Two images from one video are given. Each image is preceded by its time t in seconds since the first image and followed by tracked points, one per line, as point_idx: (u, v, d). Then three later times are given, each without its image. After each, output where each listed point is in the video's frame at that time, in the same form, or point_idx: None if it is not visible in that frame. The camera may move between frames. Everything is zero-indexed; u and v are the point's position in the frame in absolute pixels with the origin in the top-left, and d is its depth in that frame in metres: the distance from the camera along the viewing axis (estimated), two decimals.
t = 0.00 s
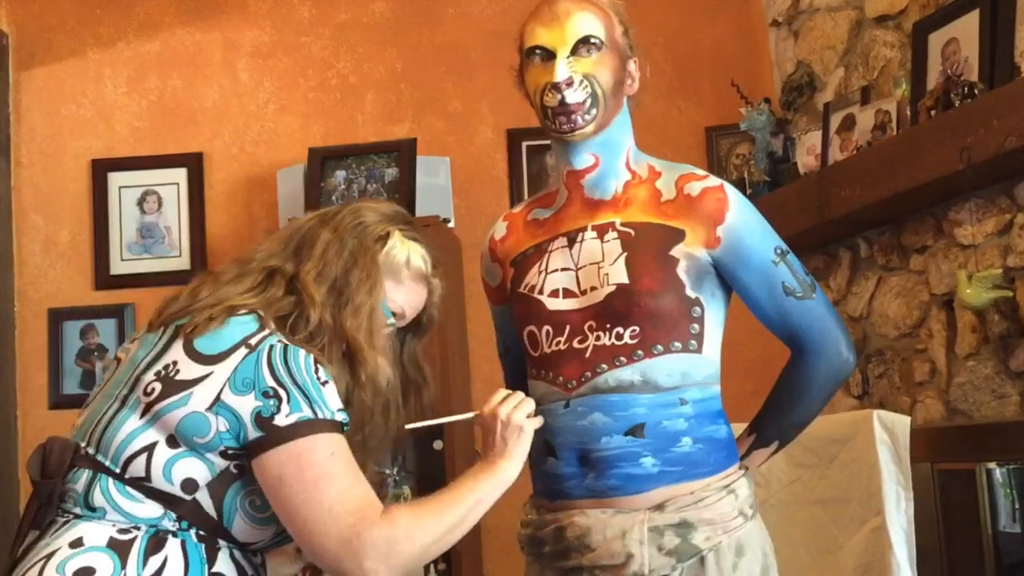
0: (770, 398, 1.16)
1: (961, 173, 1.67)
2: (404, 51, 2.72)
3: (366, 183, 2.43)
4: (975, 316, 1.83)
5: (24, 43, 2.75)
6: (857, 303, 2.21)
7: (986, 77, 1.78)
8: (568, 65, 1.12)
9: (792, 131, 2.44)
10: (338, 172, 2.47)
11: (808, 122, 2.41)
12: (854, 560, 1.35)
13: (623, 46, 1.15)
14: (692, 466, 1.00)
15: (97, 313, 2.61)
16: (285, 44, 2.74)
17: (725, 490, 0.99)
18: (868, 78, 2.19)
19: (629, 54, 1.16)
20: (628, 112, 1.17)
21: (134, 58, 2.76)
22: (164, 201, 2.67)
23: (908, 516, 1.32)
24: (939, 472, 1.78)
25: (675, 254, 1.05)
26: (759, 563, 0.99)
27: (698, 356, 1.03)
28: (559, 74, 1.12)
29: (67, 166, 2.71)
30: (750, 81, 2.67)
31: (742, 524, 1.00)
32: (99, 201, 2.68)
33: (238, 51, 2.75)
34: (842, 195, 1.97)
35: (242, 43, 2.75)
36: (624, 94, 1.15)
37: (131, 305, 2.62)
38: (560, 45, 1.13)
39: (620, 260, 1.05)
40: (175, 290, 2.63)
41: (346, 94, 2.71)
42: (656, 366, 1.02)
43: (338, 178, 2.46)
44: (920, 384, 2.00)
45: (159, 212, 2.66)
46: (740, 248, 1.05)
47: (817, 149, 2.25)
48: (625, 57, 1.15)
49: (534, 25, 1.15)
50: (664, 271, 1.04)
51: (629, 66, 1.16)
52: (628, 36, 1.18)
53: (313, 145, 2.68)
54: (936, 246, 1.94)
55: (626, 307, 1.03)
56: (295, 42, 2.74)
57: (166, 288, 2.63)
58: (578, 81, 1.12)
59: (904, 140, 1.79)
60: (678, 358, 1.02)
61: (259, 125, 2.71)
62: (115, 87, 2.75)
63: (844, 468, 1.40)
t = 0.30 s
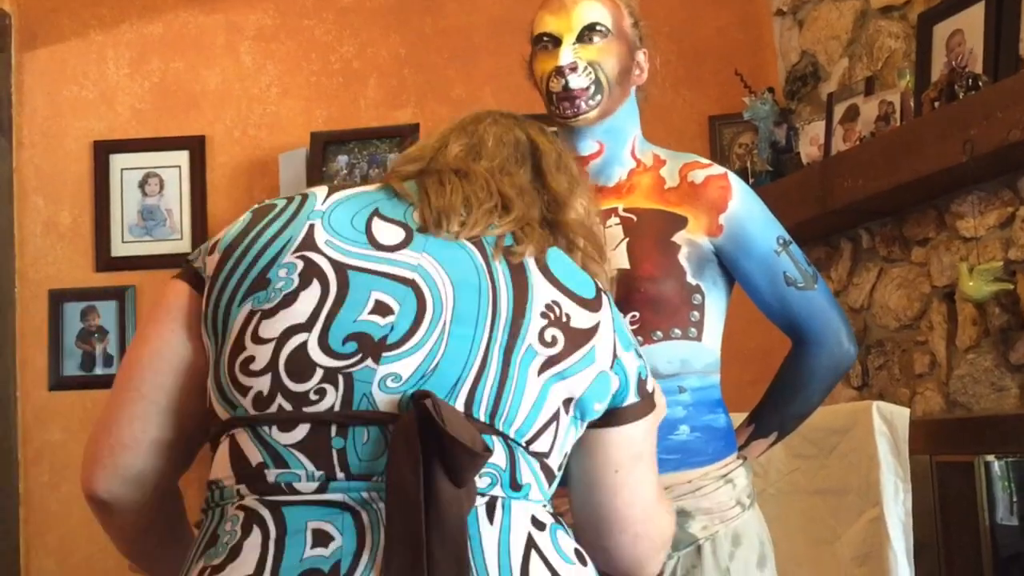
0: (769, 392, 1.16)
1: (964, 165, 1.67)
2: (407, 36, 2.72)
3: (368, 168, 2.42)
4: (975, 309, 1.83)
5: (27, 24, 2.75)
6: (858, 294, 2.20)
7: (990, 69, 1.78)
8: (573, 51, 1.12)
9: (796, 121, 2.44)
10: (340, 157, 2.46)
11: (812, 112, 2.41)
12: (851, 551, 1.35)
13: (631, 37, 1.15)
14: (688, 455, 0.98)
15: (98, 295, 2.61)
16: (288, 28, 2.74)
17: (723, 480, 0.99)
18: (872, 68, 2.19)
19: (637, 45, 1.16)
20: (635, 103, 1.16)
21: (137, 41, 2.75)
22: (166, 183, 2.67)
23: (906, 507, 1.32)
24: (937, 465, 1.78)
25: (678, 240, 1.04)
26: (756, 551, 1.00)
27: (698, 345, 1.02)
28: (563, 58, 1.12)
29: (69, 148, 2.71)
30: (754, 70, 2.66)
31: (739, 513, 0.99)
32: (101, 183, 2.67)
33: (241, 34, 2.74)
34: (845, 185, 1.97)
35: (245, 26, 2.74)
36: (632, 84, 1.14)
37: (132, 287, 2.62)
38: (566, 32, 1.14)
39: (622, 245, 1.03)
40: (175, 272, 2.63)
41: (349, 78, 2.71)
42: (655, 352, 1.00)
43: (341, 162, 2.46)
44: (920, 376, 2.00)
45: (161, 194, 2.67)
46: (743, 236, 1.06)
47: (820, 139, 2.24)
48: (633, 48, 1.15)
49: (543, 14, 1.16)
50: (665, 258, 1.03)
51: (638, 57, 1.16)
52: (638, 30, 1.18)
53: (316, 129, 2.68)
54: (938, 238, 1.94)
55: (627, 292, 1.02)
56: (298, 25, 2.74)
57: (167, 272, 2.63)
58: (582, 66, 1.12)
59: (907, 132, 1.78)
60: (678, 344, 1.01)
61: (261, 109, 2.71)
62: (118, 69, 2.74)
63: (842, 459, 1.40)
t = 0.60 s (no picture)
0: (766, 389, 1.14)
1: (961, 168, 1.67)
2: (407, 28, 2.71)
3: (365, 159, 2.41)
4: (970, 311, 1.83)
5: (24, 10, 2.74)
6: (853, 294, 2.21)
7: (990, 71, 1.78)
8: (572, 49, 1.09)
9: (795, 120, 2.44)
10: (338, 148, 2.45)
11: (811, 111, 2.41)
12: (842, 549, 1.35)
13: (631, 31, 1.11)
14: (683, 452, 0.98)
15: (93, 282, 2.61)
16: (287, 17, 2.73)
17: (717, 477, 0.98)
18: (871, 68, 2.19)
19: (638, 38, 1.12)
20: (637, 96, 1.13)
21: (136, 28, 2.74)
22: (162, 171, 2.66)
23: (898, 507, 1.32)
24: (929, 465, 1.78)
25: (675, 239, 1.02)
26: (748, 548, 1.00)
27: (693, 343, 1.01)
28: (561, 59, 1.09)
29: (66, 135, 2.71)
30: (753, 68, 2.66)
31: (733, 511, 0.99)
32: (97, 170, 2.67)
33: (240, 23, 2.73)
34: (843, 185, 1.97)
35: (244, 15, 2.73)
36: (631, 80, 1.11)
37: (127, 274, 2.62)
38: (564, 29, 1.10)
39: (621, 242, 1.02)
40: (171, 261, 2.63)
41: (347, 69, 2.70)
42: (652, 350, 1.00)
43: (337, 154, 2.45)
44: (914, 377, 2.00)
45: (157, 183, 2.65)
46: (742, 236, 1.03)
47: (818, 138, 2.24)
48: (632, 41, 1.11)
49: (542, 9, 1.12)
50: (664, 254, 1.02)
51: (639, 50, 1.12)
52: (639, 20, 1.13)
53: (314, 120, 2.67)
54: (934, 239, 1.94)
55: (625, 289, 1.01)
56: (298, 15, 2.73)
57: (163, 260, 2.63)
58: (580, 68, 1.08)
59: (907, 133, 1.78)
60: (674, 343, 1.01)
61: (259, 99, 2.70)
62: (116, 56, 2.73)
63: (835, 458, 1.40)
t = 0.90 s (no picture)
0: (762, 395, 1.14)
1: (956, 178, 1.67)
2: (403, 28, 2.71)
3: (360, 159, 2.41)
4: (962, 320, 1.84)
5: (20, 3, 2.73)
6: (846, 302, 2.21)
7: (985, 83, 1.79)
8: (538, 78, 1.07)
9: (790, 127, 2.44)
10: (333, 147, 2.45)
11: (806, 118, 2.41)
12: (831, 557, 1.36)
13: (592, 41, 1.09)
14: (676, 457, 0.98)
15: (84, 277, 2.61)
16: (284, 16, 2.73)
17: (708, 483, 0.98)
18: (867, 77, 2.19)
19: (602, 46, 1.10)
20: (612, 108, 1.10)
21: (132, 24, 2.74)
22: (156, 167, 2.66)
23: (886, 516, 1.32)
24: (918, 473, 1.78)
25: (677, 244, 1.03)
26: (737, 557, 0.99)
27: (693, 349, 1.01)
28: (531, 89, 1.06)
29: (60, 129, 2.70)
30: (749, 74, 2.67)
31: (722, 517, 0.99)
32: (90, 165, 2.66)
33: (237, 21, 2.73)
34: (837, 193, 1.97)
35: (241, 12, 2.73)
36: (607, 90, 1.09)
37: (119, 270, 2.61)
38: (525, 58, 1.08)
39: (622, 247, 1.03)
40: (163, 257, 2.63)
41: (344, 68, 2.70)
42: (649, 354, 1.00)
43: (333, 153, 2.44)
44: (904, 385, 2.01)
45: (151, 178, 2.65)
46: (742, 241, 1.03)
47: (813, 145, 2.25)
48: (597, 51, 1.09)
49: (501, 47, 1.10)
50: (664, 258, 1.02)
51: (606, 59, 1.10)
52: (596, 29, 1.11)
53: (309, 118, 2.67)
54: (927, 249, 1.95)
55: (625, 294, 1.01)
56: (295, 14, 2.73)
57: (155, 256, 2.62)
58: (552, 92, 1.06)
59: (902, 141, 1.78)
60: (673, 348, 1.00)
61: (255, 96, 2.70)
62: (111, 51, 2.73)
63: (824, 465, 1.40)
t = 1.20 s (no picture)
0: (750, 407, 1.13)
1: (948, 194, 1.68)
2: (399, 38, 2.71)
3: (354, 167, 2.42)
4: (953, 336, 1.84)
5: (16, 7, 2.73)
6: (837, 316, 2.22)
7: (978, 99, 1.80)
8: (545, 71, 1.07)
9: (783, 141, 2.45)
10: (327, 155, 2.45)
11: (800, 132, 2.42)
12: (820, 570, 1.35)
13: (600, 42, 1.09)
14: (666, 469, 0.97)
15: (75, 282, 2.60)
16: (280, 24, 2.73)
17: (699, 495, 0.98)
18: (861, 92, 2.20)
19: (610, 48, 1.10)
20: (617, 106, 1.11)
21: (128, 29, 2.74)
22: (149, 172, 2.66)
23: (876, 529, 1.32)
24: (907, 487, 1.78)
25: (666, 256, 1.02)
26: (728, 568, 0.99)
27: (682, 359, 1.01)
28: (535, 80, 1.06)
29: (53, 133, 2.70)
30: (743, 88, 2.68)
31: (713, 529, 0.98)
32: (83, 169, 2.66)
33: (233, 27, 2.73)
34: (830, 208, 1.98)
35: (237, 19, 2.73)
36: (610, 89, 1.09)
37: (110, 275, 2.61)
38: (535, 50, 1.07)
39: (612, 258, 1.02)
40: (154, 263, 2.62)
41: (339, 77, 2.70)
42: (639, 364, 0.99)
43: (326, 160, 2.44)
44: (895, 400, 2.01)
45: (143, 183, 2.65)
46: (732, 251, 1.03)
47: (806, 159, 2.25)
48: (604, 52, 1.10)
49: (511, 37, 1.10)
50: (655, 269, 1.01)
51: (613, 59, 1.11)
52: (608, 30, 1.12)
53: (303, 126, 2.67)
54: (919, 264, 1.95)
55: (615, 305, 1.00)
56: (291, 21, 2.73)
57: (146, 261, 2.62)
58: (556, 85, 1.06)
59: (896, 156, 1.79)
60: (662, 359, 1.00)
61: (249, 103, 2.70)
62: (106, 56, 2.73)
63: (814, 479, 1.41)
